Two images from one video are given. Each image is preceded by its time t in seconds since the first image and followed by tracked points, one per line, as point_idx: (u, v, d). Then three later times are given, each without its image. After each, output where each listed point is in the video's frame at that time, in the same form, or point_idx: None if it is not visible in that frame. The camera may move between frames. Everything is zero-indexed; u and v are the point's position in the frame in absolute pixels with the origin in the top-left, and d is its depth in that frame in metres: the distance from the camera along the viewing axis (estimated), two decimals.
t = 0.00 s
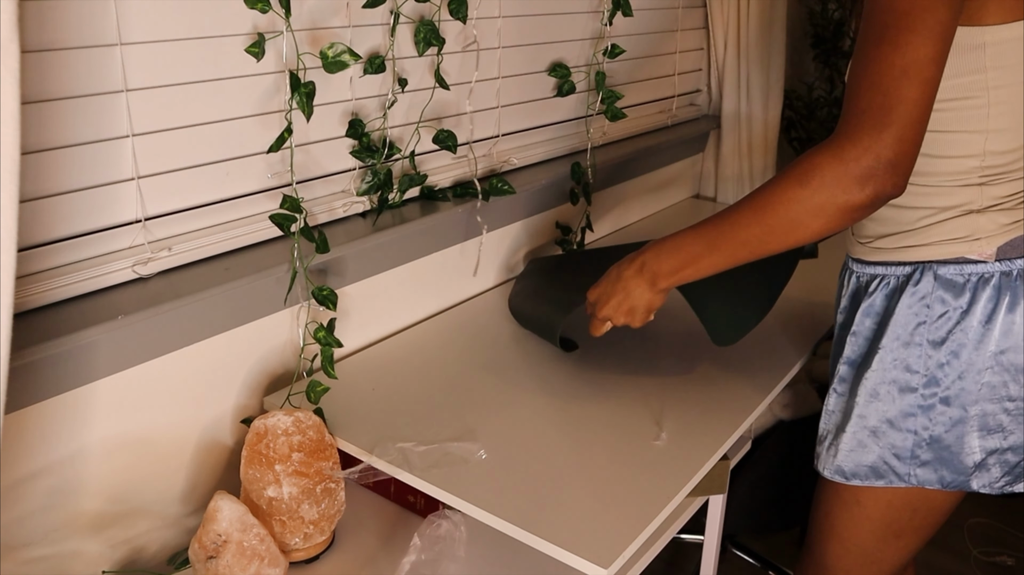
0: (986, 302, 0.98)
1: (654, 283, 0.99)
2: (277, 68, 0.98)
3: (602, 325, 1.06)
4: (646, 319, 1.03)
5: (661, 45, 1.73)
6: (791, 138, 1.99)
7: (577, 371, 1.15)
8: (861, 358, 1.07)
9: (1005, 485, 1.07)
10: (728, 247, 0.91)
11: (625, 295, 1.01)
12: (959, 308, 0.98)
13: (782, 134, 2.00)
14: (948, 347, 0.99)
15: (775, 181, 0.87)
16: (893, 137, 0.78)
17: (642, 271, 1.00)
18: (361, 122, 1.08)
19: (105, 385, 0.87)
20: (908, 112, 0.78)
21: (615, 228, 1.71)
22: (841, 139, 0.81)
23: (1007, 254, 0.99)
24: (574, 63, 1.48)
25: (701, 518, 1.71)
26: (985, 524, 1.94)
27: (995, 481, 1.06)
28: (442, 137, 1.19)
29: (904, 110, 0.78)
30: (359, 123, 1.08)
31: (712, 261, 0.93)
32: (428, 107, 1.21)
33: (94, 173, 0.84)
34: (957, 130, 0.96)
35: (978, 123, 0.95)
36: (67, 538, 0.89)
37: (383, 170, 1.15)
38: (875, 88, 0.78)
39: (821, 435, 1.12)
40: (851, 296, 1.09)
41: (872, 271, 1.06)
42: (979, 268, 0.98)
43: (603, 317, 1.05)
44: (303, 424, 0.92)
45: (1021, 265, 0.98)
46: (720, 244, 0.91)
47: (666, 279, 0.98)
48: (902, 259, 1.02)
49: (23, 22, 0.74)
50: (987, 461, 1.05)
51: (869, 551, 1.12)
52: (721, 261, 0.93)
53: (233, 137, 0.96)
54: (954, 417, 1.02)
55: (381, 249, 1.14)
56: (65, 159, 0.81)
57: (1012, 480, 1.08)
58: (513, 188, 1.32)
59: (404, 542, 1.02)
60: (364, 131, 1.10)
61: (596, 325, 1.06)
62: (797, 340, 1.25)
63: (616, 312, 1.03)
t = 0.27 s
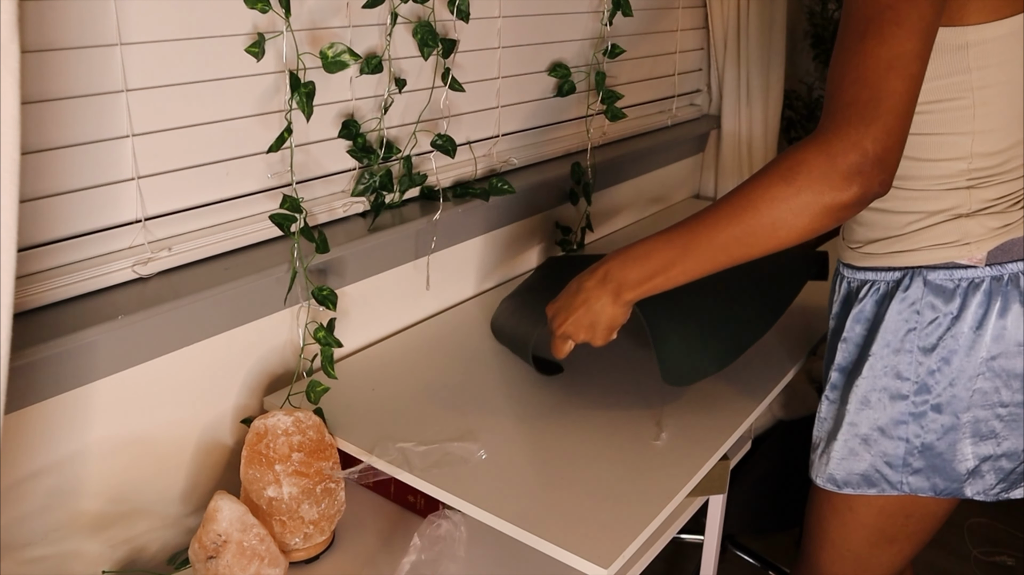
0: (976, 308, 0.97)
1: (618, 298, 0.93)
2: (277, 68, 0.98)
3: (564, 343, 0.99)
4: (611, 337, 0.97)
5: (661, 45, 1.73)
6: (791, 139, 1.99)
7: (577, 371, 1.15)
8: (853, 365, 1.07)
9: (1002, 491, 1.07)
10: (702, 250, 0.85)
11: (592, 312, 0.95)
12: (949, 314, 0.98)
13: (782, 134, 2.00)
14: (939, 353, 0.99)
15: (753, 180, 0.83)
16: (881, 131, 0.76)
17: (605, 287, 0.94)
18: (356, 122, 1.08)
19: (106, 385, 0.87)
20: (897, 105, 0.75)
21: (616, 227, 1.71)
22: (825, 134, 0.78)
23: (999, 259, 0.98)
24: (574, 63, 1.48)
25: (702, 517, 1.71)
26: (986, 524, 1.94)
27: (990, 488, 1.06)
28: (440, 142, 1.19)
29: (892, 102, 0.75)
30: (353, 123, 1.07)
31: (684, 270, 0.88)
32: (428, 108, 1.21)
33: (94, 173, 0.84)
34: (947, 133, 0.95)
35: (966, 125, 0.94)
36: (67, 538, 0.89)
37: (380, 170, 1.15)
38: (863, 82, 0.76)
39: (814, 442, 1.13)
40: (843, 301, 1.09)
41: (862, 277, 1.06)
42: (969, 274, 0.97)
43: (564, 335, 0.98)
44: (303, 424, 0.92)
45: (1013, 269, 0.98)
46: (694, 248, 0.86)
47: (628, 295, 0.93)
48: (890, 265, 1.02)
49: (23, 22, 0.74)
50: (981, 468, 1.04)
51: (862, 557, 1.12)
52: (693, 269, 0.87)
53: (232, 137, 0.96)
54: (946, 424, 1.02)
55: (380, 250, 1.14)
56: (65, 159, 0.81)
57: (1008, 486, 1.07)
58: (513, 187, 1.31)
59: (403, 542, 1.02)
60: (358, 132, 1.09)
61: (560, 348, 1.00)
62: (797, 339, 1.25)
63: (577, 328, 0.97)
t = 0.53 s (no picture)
0: (968, 314, 0.97)
1: (567, 331, 0.88)
2: (277, 68, 0.98)
3: (506, 391, 0.93)
4: (554, 383, 0.91)
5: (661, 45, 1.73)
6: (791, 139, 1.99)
7: (577, 371, 1.15)
8: (845, 372, 1.07)
9: (998, 498, 1.07)
10: (656, 268, 0.83)
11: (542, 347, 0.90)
12: (941, 320, 0.98)
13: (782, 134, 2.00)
14: (931, 360, 0.99)
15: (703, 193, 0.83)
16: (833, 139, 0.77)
17: (555, 319, 0.89)
18: (359, 122, 1.08)
19: (106, 385, 0.87)
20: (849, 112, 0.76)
21: (616, 227, 1.71)
22: (776, 145, 0.79)
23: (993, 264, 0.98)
24: (575, 63, 1.48)
25: (701, 517, 1.71)
26: (986, 524, 1.95)
27: (986, 495, 1.06)
28: (442, 142, 1.19)
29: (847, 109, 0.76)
30: (357, 123, 1.08)
31: (639, 291, 0.85)
32: (428, 108, 1.21)
33: (94, 173, 0.84)
34: (936, 139, 0.95)
35: (954, 131, 0.94)
36: (66, 537, 0.89)
37: (382, 170, 1.15)
38: (817, 89, 0.76)
39: (809, 450, 1.12)
40: (837, 306, 1.09)
41: (855, 283, 1.05)
42: (962, 279, 0.97)
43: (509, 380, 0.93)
44: (303, 424, 0.92)
45: (1006, 275, 0.97)
46: (646, 265, 0.84)
47: (581, 324, 0.88)
48: (882, 271, 1.01)
49: (24, 22, 0.74)
50: (976, 475, 1.05)
51: (855, 561, 1.12)
52: (649, 290, 0.84)
53: (232, 137, 0.96)
54: (939, 431, 1.02)
55: (380, 250, 1.14)
56: (65, 159, 0.81)
57: (1005, 493, 1.08)
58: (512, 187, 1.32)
59: (403, 542, 1.02)
60: (361, 131, 1.09)
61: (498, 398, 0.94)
62: (797, 339, 1.25)
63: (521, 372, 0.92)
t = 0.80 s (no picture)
0: (963, 319, 0.97)
1: (545, 371, 0.86)
2: (277, 68, 0.98)
3: (460, 436, 0.89)
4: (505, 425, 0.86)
5: (661, 45, 1.73)
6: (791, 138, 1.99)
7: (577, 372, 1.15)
8: (841, 376, 1.07)
9: (995, 504, 1.08)
10: (614, 301, 0.81)
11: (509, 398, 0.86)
12: (935, 325, 0.98)
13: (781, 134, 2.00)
14: (925, 365, 0.99)
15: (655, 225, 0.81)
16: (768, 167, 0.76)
17: (534, 360, 0.87)
18: (361, 122, 1.08)
19: (106, 385, 0.87)
20: (785, 139, 0.75)
21: (617, 226, 1.71)
22: (714, 170, 0.78)
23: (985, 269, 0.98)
24: (575, 63, 1.48)
25: (701, 517, 1.70)
26: (986, 524, 1.94)
27: (983, 500, 1.07)
28: (442, 138, 1.19)
29: (785, 136, 0.75)
30: (359, 123, 1.08)
31: (603, 326, 0.82)
32: (428, 108, 1.21)
33: (94, 173, 0.84)
34: (925, 146, 0.94)
35: (943, 139, 0.93)
36: (66, 538, 0.89)
37: (383, 170, 1.15)
38: (760, 111, 0.75)
39: (805, 455, 1.12)
40: (832, 310, 1.09)
41: (849, 287, 1.05)
42: (955, 284, 0.97)
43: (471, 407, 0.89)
44: (303, 424, 0.92)
45: (1001, 279, 0.98)
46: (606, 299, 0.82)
47: (558, 366, 0.85)
48: (877, 276, 1.01)
49: (24, 22, 0.74)
50: (972, 480, 1.05)
51: (849, 564, 1.12)
52: (608, 324, 0.82)
53: (232, 137, 0.96)
54: (934, 437, 1.02)
55: (378, 250, 1.13)
56: (65, 159, 0.81)
57: (1002, 498, 1.08)
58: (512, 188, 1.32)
59: (403, 542, 1.02)
60: (364, 131, 1.09)
61: (453, 426, 0.89)
62: (797, 339, 1.25)
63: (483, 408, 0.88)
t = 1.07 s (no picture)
0: (951, 321, 0.97)
1: (592, 357, 0.94)
2: (277, 68, 0.98)
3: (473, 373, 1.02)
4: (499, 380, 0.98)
5: (661, 45, 1.73)
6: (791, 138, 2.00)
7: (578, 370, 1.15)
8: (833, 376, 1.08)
9: (987, 508, 1.07)
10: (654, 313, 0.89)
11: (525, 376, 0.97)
12: (924, 327, 0.98)
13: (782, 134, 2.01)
14: (914, 367, 0.99)
15: (690, 248, 0.86)
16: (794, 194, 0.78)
17: (583, 347, 0.96)
18: (362, 122, 1.08)
19: (106, 385, 0.87)
20: (807, 161, 0.77)
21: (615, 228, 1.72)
22: (739, 198, 0.81)
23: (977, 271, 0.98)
24: (575, 63, 1.48)
25: (701, 517, 1.70)
26: (986, 524, 1.94)
27: (976, 505, 1.06)
28: (442, 136, 1.20)
29: (804, 160, 0.77)
30: (361, 122, 1.08)
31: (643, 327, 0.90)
32: (428, 108, 1.21)
33: (94, 173, 0.84)
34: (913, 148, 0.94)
35: (932, 140, 0.93)
36: (66, 538, 0.89)
37: (383, 170, 1.15)
38: (772, 147, 0.77)
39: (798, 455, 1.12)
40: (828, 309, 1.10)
41: (844, 288, 1.06)
42: (944, 286, 0.97)
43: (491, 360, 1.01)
44: (303, 424, 0.92)
45: (991, 282, 0.97)
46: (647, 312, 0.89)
47: (603, 354, 0.93)
48: (869, 277, 1.02)
49: (24, 22, 0.74)
50: (964, 485, 1.04)
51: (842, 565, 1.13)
52: (646, 329, 0.90)
53: (232, 137, 0.96)
54: (922, 440, 1.02)
55: (379, 250, 1.13)
56: (65, 159, 0.81)
57: (995, 503, 1.07)
58: (513, 188, 1.32)
59: (403, 542, 1.02)
60: (365, 130, 1.10)
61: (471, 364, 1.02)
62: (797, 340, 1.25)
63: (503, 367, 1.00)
